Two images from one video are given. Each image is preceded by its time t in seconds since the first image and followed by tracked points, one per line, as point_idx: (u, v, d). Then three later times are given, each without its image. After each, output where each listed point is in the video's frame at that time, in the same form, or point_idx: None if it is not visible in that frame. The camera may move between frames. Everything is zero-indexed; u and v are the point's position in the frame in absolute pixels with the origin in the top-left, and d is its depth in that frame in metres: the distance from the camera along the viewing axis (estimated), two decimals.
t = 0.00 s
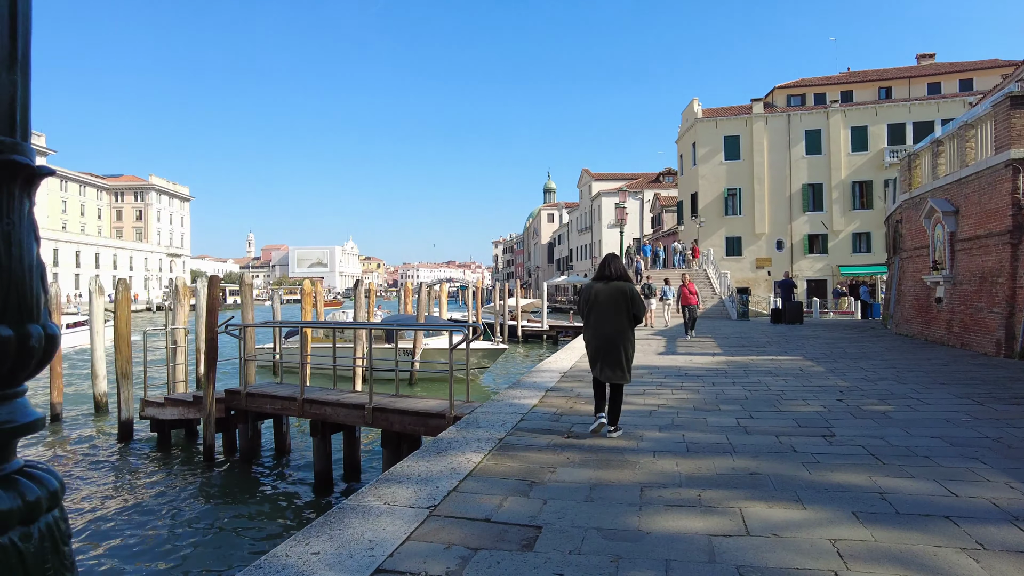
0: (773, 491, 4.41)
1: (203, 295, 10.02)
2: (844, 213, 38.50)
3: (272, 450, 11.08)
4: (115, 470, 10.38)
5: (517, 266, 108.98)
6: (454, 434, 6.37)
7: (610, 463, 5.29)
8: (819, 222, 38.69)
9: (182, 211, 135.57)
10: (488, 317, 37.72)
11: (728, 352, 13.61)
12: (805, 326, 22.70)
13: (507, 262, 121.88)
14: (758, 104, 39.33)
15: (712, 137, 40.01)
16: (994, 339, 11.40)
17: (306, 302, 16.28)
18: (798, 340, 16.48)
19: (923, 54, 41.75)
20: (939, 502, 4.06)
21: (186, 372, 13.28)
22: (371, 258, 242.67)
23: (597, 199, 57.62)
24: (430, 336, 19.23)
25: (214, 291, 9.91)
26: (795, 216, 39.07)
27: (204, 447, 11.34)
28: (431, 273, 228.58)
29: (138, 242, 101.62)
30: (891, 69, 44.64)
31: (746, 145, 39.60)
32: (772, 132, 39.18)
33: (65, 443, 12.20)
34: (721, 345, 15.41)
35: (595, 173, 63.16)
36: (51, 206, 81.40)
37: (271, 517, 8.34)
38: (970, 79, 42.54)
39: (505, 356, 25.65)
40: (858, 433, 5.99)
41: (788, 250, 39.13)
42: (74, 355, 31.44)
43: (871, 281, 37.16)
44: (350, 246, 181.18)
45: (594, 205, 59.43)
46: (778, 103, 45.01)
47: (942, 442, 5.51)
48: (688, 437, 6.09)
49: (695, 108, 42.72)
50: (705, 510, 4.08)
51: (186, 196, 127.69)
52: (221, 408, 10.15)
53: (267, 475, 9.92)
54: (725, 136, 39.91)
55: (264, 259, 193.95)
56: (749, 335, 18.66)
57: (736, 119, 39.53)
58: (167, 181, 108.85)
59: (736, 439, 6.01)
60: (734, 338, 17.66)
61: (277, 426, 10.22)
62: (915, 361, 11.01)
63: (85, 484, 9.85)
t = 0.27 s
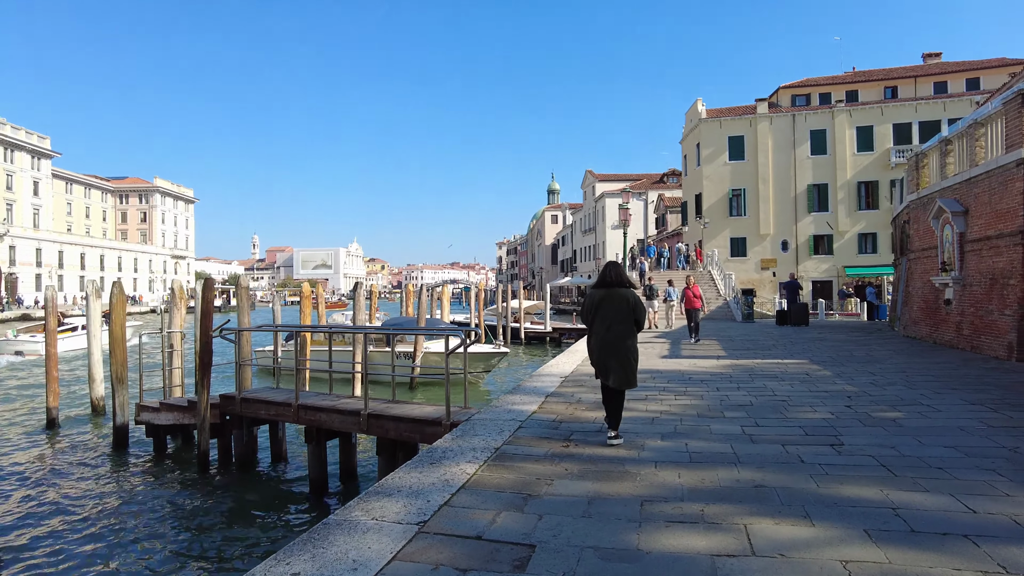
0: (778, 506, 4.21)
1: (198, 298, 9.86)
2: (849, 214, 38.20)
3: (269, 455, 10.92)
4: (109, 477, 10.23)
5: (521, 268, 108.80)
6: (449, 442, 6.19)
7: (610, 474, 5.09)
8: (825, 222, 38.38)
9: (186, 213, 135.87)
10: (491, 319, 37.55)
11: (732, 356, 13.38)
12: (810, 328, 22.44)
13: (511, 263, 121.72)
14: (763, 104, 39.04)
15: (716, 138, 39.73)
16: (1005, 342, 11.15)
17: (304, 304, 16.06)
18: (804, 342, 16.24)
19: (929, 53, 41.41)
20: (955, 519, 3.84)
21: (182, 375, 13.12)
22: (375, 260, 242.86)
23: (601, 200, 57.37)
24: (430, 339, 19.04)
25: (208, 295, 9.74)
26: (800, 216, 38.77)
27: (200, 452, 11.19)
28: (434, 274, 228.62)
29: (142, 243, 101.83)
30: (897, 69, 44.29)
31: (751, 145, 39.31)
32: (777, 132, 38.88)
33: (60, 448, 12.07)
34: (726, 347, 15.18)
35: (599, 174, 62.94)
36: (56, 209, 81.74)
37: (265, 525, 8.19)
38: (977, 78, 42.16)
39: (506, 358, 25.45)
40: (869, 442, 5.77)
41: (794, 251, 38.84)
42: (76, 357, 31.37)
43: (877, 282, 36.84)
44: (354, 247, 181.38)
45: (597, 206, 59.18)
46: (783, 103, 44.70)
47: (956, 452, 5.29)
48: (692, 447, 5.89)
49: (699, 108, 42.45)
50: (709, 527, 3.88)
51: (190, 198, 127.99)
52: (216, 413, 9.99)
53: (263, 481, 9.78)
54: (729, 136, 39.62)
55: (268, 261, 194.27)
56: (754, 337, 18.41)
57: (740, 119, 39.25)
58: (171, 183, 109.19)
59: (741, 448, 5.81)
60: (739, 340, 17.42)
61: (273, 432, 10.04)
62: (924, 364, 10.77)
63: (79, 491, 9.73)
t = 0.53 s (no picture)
0: (785, 516, 4.00)
1: (192, 300, 9.70)
2: (855, 214, 37.90)
3: (264, 460, 10.76)
4: (103, 482, 10.07)
5: (525, 270, 108.60)
6: (444, 448, 6.00)
7: (610, 481, 4.89)
8: (830, 223, 38.09)
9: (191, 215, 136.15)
10: (494, 320, 37.41)
11: (737, 358, 13.17)
12: (816, 330, 22.20)
13: (515, 265, 121.56)
14: (767, 104, 38.78)
15: (721, 139, 39.48)
16: (1019, 344, 10.88)
17: (303, 306, 15.83)
18: (810, 344, 16.03)
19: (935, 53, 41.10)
20: (973, 531, 3.63)
21: (178, 377, 12.97)
22: (379, 262, 243.26)
23: (605, 201, 57.15)
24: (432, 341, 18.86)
25: (203, 296, 9.60)
26: (805, 217, 38.46)
27: (196, 455, 11.02)
28: (438, 276, 228.77)
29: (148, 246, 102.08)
30: (902, 69, 43.99)
31: (755, 146, 39.05)
32: (782, 133, 38.61)
33: (57, 450, 11.95)
34: (731, 349, 14.97)
35: (603, 175, 62.68)
36: (62, 211, 82.09)
37: (261, 530, 8.06)
38: (983, 77, 41.81)
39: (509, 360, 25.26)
40: (879, 448, 5.55)
41: (799, 252, 38.55)
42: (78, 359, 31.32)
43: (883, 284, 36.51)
44: (358, 250, 181.63)
45: (601, 208, 58.96)
46: (788, 103, 44.46)
47: (974, 458, 5.06)
48: (695, 452, 5.70)
49: (704, 109, 42.22)
50: (712, 538, 3.68)
51: (195, 201, 128.29)
52: (211, 416, 9.81)
53: (260, 485, 9.64)
54: (734, 137, 39.37)
55: (273, 263, 194.81)
56: (759, 339, 18.17)
57: (745, 120, 38.98)
58: (177, 185, 109.55)
59: (748, 454, 5.60)
60: (744, 342, 17.19)
61: (269, 435, 9.87)
62: (934, 366, 10.54)
63: (73, 494, 9.56)
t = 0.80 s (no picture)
0: (799, 529, 3.76)
1: (186, 300, 9.49)
2: (860, 214, 37.60)
3: (259, 463, 10.54)
4: (95, 485, 9.85)
5: (527, 270, 108.33)
6: (440, 454, 5.80)
7: (611, 490, 4.66)
8: (835, 224, 37.79)
9: (194, 216, 136.15)
10: (496, 320, 37.18)
11: (741, 359, 12.91)
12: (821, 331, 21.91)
13: (517, 266, 121.33)
14: (772, 104, 38.49)
15: (725, 138, 39.19)
16: None
17: (301, 304, 15.60)
18: (815, 346, 15.76)
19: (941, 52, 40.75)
20: (1001, 547, 3.39)
21: (173, 378, 12.77)
22: (382, 262, 243.22)
23: (608, 202, 56.88)
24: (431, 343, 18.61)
25: (197, 297, 9.39)
26: (810, 218, 38.16)
27: (190, 458, 10.81)
28: (441, 277, 228.60)
29: (151, 246, 102.04)
30: (908, 68, 43.66)
31: (760, 146, 38.75)
32: (786, 133, 38.30)
33: (49, 452, 11.74)
34: (736, 351, 14.72)
35: (605, 176, 62.42)
36: (64, 211, 82.14)
37: (254, 537, 7.85)
38: (990, 76, 41.45)
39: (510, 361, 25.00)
40: (894, 455, 5.30)
41: (803, 253, 38.25)
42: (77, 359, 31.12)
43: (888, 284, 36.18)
44: (361, 250, 181.58)
45: (604, 208, 58.67)
46: (792, 103, 44.15)
47: (994, 466, 4.83)
48: (701, 459, 5.47)
49: (708, 109, 41.93)
50: (721, 554, 3.45)
51: (198, 201, 128.23)
52: (204, 418, 9.60)
53: (254, 490, 9.44)
54: (738, 137, 39.08)
55: (276, 264, 194.95)
56: (764, 340, 17.89)
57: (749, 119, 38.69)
58: (179, 186, 109.64)
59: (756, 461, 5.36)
60: (748, 344, 16.92)
61: (264, 438, 9.66)
62: (944, 369, 10.28)
63: (64, 498, 9.35)
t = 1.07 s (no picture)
0: (811, 550, 3.53)
1: (178, 301, 9.31)
2: (864, 215, 37.31)
3: (253, 468, 10.33)
4: (86, 491, 9.66)
5: (530, 270, 108.03)
6: (433, 463, 5.59)
7: (612, 506, 4.43)
8: (839, 224, 37.50)
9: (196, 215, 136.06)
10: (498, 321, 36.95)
11: (746, 363, 12.65)
12: (826, 333, 21.66)
13: (519, 265, 121.08)
14: (775, 103, 38.19)
15: (728, 138, 38.90)
16: None
17: (298, 306, 15.41)
18: (821, 348, 15.52)
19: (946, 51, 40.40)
20: None
21: (167, 381, 12.57)
22: (384, 262, 243.10)
23: (610, 202, 56.62)
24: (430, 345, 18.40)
25: (191, 299, 9.20)
26: (814, 218, 37.88)
27: (183, 462, 10.60)
28: (443, 276, 228.47)
29: (153, 246, 101.91)
30: (913, 67, 43.34)
31: (763, 145, 38.46)
32: (790, 132, 38.01)
33: (41, 456, 11.54)
34: (740, 353, 14.48)
35: (608, 176, 62.16)
36: (67, 210, 82.14)
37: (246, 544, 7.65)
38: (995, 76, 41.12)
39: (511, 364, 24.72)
40: (908, 467, 5.07)
41: (807, 253, 37.97)
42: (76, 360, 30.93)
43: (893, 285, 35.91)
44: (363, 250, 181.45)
45: (607, 208, 58.41)
46: (796, 102, 43.85)
47: (1014, 480, 4.59)
48: (706, 471, 5.24)
49: (711, 108, 41.65)
50: None
51: (200, 201, 128.11)
52: (198, 422, 9.40)
53: (247, 496, 9.23)
54: (741, 137, 38.78)
55: (278, 263, 195.00)
56: (769, 342, 17.65)
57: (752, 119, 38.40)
58: (181, 186, 109.53)
59: (763, 473, 5.13)
60: (753, 346, 16.68)
61: (258, 443, 9.46)
62: (953, 373, 10.04)
63: (54, 504, 9.16)
